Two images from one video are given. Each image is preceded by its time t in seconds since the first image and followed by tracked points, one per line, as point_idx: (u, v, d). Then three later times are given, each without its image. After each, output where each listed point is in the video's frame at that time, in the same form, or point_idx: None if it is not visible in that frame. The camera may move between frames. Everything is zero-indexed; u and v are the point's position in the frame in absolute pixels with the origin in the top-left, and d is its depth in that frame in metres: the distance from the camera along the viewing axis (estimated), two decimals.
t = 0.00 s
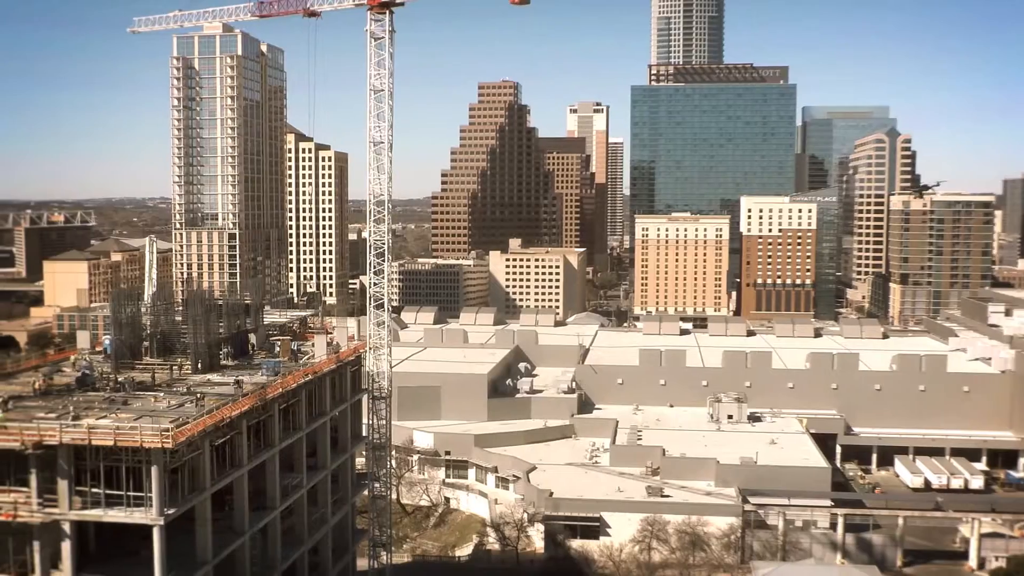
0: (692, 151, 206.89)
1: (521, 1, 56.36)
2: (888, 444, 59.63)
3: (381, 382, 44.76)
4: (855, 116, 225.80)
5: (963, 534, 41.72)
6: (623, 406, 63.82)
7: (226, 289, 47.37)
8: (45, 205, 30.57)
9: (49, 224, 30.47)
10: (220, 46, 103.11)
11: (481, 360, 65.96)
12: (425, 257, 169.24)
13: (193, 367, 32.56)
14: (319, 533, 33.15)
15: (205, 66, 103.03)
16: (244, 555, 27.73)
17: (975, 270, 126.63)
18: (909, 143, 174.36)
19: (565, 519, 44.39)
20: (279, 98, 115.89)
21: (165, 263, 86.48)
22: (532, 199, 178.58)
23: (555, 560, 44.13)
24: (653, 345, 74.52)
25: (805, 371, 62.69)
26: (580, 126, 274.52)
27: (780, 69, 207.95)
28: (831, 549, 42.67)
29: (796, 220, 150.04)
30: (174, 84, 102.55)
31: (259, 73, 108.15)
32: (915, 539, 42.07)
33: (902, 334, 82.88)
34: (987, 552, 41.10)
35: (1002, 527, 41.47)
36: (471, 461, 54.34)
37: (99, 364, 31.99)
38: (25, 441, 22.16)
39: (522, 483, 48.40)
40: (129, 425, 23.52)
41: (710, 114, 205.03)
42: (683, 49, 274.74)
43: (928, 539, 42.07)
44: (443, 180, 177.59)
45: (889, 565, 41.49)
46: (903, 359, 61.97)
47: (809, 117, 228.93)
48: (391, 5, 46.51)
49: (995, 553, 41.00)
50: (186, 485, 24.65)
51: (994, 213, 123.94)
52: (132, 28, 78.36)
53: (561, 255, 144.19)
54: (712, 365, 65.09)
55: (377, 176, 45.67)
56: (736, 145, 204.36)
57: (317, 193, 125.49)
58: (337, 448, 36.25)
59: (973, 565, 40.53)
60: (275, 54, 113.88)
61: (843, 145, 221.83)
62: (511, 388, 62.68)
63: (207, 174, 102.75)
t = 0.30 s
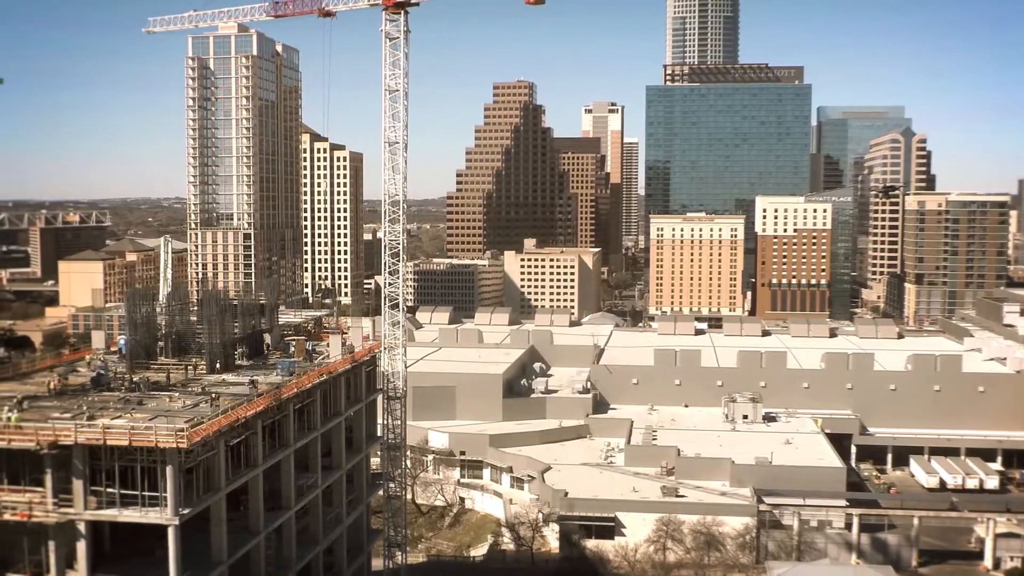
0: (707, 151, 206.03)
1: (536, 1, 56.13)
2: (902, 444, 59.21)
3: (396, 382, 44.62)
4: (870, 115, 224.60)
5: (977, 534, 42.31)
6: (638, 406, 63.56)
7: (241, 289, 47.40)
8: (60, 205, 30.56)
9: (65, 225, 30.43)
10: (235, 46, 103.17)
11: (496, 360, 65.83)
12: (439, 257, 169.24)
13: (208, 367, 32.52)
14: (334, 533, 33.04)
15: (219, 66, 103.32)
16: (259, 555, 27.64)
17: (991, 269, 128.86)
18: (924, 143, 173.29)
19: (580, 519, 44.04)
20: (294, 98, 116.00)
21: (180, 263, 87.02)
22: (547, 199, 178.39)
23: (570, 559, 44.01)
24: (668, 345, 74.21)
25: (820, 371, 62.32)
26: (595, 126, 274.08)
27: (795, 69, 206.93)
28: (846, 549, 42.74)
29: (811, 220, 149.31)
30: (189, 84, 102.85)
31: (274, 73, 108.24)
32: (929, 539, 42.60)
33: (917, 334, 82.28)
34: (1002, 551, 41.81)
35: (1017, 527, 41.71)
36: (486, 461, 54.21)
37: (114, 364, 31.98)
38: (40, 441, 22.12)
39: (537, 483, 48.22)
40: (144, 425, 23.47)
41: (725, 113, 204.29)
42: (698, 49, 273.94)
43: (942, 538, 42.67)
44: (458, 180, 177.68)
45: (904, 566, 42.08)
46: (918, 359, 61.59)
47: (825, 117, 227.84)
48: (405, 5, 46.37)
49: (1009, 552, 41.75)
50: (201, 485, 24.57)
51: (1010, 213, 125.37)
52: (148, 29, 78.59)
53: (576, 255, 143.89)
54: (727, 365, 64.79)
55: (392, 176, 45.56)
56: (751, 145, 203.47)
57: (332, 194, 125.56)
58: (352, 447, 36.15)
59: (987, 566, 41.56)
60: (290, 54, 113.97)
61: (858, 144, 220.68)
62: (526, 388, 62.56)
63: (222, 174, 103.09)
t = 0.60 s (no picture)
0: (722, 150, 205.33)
1: (552, 1, 55.89)
2: (918, 444, 58.80)
3: (410, 382, 44.48)
4: (885, 115, 223.41)
5: (992, 534, 42.60)
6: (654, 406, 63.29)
7: (256, 289, 47.41)
8: (76, 206, 30.58)
9: (78, 225, 30.45)
10: (250, 46, 103.11)
11: (511, 360, 65.68)
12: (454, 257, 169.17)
13: (222, 367, 32.47)
14: (348, 533, 32.95)
15: (234, 66, 103.25)
16: (274, 555, 27.55)
17: (1007, 269, 128.08)
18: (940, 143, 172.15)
19: (595, 519, 43.71)
20: (309, 98, 116.13)
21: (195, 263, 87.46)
22: (562, 199, 177.99)
23: (586, 559, 43.69)
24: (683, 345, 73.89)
25: (836, 371, 61.91)
26: (610, 126, 273.51)
27: (811, 69, 205.98)
28: (861, 549, 42.37)
29: (825, 220, 148.37)
30: (204, 84, 103.05)
31: (289, 73, 108.36)
32: (944, 539, 42.61)
33: (933, 334, 81.70)
34: (1017, 551, 41.87)
35: None
36: (501, 461, 54.06)
37: (129, 364, 31.97)
38: (55, 441, 22.06)
39: (552, 483, 48.04)
40: (159, 425, 23.41)
41: (740, 113, 203.54)
42: (713, 48, 273.02)
43: (957, 538, 42.79)
44: (473, 181, 177.60)
45: (920, 565, 41.94)
46: (933, 359, 61.16)
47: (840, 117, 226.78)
48: (420, 5, 46.23)
49: None
50: (216, 485, 24.51)
51: None
52: (163, 29, 78.77)
53: (591, 255, 143.66)
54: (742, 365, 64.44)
55: (407, 176, 45.42)
56: (766, 145, 202.70)
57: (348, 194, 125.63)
58: (367, 448, 36.06)
59: (1002, 566, 41.55)
60: (305, 55, 114.06)
61: (874, 144, 219.55)
62: (541, 388, 62.39)
63: (237, 174, 103.32)
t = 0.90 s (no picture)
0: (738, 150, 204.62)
1: (567, 0, 55.63)
2: (933, 444, 58.40)
3: (426, 382, 44.34)
4: (901, 116, 222.56)
5: (1007, 534, 42.22)
6: (669, 406, 63.00)
7: (271, 289, 47.41)
8: (90, 205, 30.64)
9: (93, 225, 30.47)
10: (266, 46, 103.54)
11: (526, 360, 65.57)
12: (470, 257, 169.20)
13: (238, 367, 32.44)
14: (364, 533, 32.87)
15: (250, 66, 103.84)
16: (290, 555, 27.51)
17: None
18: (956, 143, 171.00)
19: (610, 518, 43.64)
20: (325, 98, 116.27)
21: (210, 263, 87.69)
22: (577, 200, 177.84)
23: (601, 559, 43.45)
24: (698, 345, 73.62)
25: (851, 371, 61.53)
26: (625, 126, 273.09)
27: (827, 69, 205.18)
28: (877, 549, 42.14)
29: (842, 221, 147.60)
30: (220, 84, 103.47)
31: (304, 73, 108.45)
32: (960, 539, 42.49)
33: (947, 334, 81.22)
34: None
35: None
36: (517, 461, 53.93)
37: (145, 364, 32.00)
38: (71, 441, 22.06)
39: (568, 483, 47.85)
40: (174, 425, 23.39)
41: (755, 113, 202.91)
42: (729, 49, 272.27)
43: (973, 539, 42.52)
44: (489, 181, 177.60)
45: (935, 565, 41.73)
46: (948, 358, 60.74)
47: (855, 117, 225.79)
48: (436, 5, 46.08)
49: None
50: (232, 485, 24.51)
51: None
52: (179, 29, 78.84)
53: (607, 255, 143.36)
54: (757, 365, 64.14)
55: (423, 176, 45.31)
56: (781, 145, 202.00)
57: (363, 194, 125.74)
58: (382, 447, 36.00)
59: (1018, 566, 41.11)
60: (320, 55, 114.23)
61: (890, 145, 218.58)
62: (557, 388, 62.25)
63: (253, 174, 103.50)
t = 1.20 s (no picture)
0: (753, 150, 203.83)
1: None
2: (948, 444, 57.93)
3: (441, 382, 44.20)
4: (916, 116, 221.50)
5: None
6: (684, 406, 62.67)
7: (287, 289, 47.44)
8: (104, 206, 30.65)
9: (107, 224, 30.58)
10: (280, 45, 103.98)
11: (541, 360, 65.42)
12: (485, 257, 169.09)
13: (252, 367, 32.38)
14: (380, 533, 32.77)
15: (265, 66, 104.05)
16: (304, 555, 27.40)
17: None
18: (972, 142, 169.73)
19: (625, 519, 43.61)
20: (340, 98, 116.50)
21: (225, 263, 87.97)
22: (592, 200, 177.17)
23: (616, 559, 43.14)
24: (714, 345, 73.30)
25: (867, 371, 61.10)
26: (640, 126, 272.52)
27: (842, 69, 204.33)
28: (892, 549, 41.47)
29: (857, 221, 147.49)
30: (235, 84, 103.71)
31: (319, 73, 108.71)
32: (976, 540, 41.61)
33: (964, 334, 80.63)
34: None
35: None
36: (532, 462, 53.75)
37: (160, 364, 32.01)
38: (86, 440, 22.00)
39: (584, 483, 47.70)
40: (190, 425, 23.32)
41: (771, 113, 202.23)
42: (744, 49, 271.38)
43: (990, 540, 41.69)
44: (504, 181, 177.50)
45: (951, 566, 40.87)
46: (963, 358, 60.27)
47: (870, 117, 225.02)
48: (451, 5, 45.97)
49: None
50: (247, 485, 24.43)
51: None
52: (194, 30, 79.02)
53: (621, 255, 143.08)
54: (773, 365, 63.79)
55: (438, 177, 45.18)
56: (796, 145, 201.24)
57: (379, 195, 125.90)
58: (398, 448, 35.89)
59: None
60: (336, 55, 114.46)
61: (905, 145, 217.38)
62: (572, 388, 62.08)
63: (268, 175, 103.70)
